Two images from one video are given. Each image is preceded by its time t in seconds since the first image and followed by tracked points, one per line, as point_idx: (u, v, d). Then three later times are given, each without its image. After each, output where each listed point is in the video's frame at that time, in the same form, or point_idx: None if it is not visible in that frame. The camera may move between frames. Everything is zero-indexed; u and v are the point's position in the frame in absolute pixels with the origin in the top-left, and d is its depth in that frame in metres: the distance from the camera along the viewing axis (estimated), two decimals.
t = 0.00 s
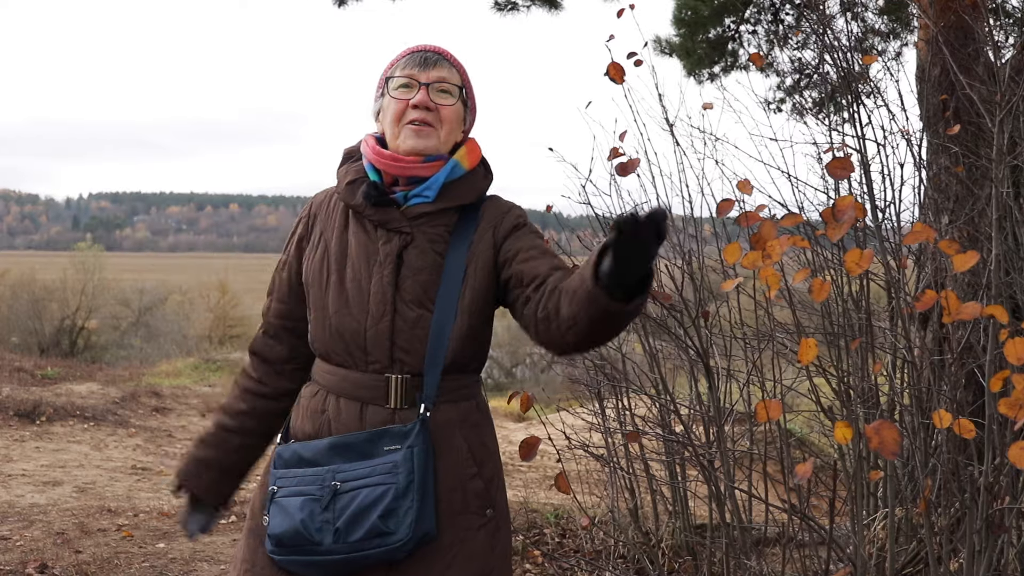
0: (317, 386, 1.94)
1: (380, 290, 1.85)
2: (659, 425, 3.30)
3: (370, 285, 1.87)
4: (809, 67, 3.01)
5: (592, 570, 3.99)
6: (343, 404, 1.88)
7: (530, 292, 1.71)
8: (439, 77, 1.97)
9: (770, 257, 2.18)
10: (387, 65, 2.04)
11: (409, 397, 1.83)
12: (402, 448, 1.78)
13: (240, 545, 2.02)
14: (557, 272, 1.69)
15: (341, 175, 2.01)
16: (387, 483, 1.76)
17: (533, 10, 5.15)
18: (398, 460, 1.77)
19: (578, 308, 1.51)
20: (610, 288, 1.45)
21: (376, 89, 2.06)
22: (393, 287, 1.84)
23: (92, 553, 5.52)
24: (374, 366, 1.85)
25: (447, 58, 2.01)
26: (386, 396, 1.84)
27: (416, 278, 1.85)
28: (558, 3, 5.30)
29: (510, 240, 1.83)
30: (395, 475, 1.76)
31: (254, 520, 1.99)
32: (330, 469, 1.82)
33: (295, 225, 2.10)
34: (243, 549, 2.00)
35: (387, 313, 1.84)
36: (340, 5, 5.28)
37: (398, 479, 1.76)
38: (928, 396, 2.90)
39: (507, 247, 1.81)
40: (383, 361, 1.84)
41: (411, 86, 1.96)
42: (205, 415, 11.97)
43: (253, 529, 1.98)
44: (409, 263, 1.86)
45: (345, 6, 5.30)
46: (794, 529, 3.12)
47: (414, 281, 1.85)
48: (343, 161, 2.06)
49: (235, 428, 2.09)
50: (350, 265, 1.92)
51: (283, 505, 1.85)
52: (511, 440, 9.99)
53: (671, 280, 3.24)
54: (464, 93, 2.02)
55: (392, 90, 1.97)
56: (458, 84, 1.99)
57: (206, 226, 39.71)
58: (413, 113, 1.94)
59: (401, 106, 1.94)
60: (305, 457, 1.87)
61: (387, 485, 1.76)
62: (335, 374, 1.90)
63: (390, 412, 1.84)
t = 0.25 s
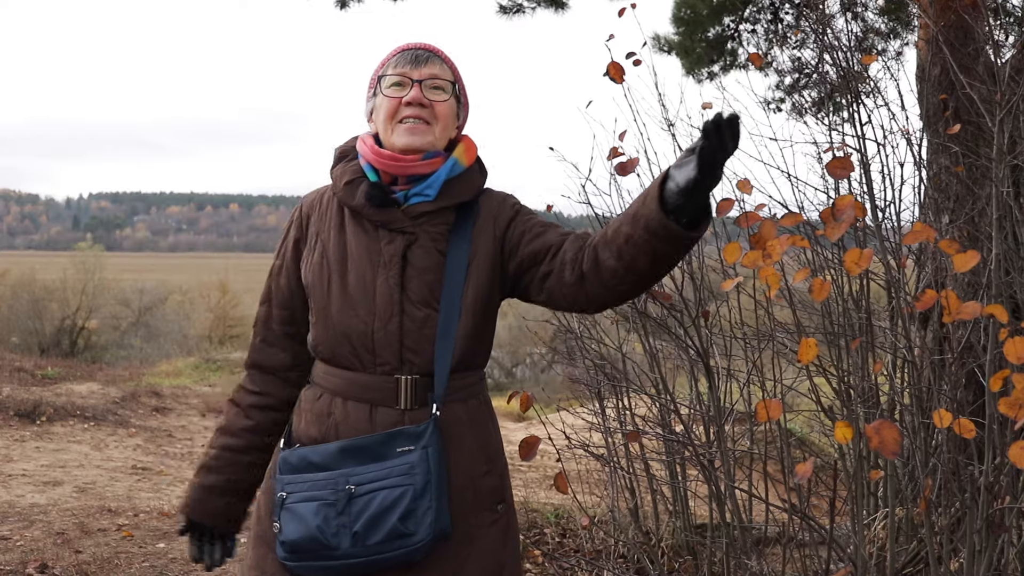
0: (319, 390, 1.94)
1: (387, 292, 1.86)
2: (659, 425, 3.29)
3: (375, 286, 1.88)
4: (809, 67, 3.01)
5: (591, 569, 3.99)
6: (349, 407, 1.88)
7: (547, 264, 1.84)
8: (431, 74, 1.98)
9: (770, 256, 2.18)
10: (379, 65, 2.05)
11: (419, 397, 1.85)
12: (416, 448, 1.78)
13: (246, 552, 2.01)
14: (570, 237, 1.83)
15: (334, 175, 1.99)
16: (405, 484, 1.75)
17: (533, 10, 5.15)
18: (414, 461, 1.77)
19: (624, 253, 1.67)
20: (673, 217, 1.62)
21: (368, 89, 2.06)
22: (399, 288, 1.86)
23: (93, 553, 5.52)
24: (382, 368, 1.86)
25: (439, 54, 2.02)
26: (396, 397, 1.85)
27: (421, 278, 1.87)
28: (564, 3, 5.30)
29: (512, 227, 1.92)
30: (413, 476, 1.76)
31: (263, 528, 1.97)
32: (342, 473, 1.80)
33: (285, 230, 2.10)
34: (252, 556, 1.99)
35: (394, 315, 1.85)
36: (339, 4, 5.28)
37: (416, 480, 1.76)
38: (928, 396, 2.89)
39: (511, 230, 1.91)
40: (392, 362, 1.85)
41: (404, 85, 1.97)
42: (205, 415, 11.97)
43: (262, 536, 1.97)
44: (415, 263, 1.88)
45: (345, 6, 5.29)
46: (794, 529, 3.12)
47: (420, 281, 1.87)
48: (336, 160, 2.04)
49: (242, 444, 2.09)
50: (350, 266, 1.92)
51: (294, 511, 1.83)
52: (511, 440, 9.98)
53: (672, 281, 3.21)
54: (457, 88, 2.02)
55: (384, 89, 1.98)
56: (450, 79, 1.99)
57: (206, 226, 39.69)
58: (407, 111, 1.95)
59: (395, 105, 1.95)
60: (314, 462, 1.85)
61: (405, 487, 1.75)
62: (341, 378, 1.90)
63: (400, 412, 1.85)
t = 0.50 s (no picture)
0: (322, 392, 1.93)
1: (395, 292, 1.87)
2: (660, 425, 3.29)
3: (383, 286, 1.88)
4: (809, 66, 3.00)
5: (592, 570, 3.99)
6: (356, 408, 1.88)
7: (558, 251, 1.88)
8: (428, 74, 1.98)
9: (771, 256, 2.18)
10: (376, 65, 2.05)
11: (429, 397, 1.86)
12: (429, 448, 1.79)
13: (251, 555, 1.99)
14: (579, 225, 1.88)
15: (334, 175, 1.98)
16: (420, 484, 1.77)
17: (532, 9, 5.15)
18: (427, 461, 1.78)
19: (647, 236, 1.71)
20: (703, 190, 1.66)
21: (366, 90, 2.06)
22: (408, 288, 1.87)
23: (93, 553, 5.51)
24: (391, 368, 1.86)
25: (436, 54, 2.02)
26: (405, 398, 1.86)
27: (429, 279, 1.88)
28: (567, 2, 5.29)
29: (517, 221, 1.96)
30: (428, 476, 1.77)
31: (269, 531, 1.96)
32: (354, 475, 1.80)
33: (277, 227, 2.09)
34: (257, 558, 1.97)
35: (403, 315, 1.86)
36: (339, 3, 5.28)
37: (431, 480, 1.77)
38: (929, 396, 2.88)
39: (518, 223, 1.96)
40: (401, 363, 1.86)
41: (402, 86, 1.97)
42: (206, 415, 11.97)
43: (268, 539, 1.96)
44: (423, 264, 1.88)
45: (344, 5, 5.29)
46: (795, 529, 3.12)
47: (428, 281, 1.88)
48: (336, 160, 2.04)
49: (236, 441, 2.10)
50: (355, 267, 1.92)
51: (305, 515, 1.82)
52: (512, 439, 9.98)
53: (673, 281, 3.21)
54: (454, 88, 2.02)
55: (382, 89, 1.98)
56: (448, 79, 1.99)
57: (207, 226, 39.69)
58: (405, 112, 1.95)
59: (392, 106, 1.95)
60: (323, 465, 1.84)
61: (420, 487, 1.76)
62: (347, 379, 1.90)
63: (410, 413, 1.86)
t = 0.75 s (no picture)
0: (328, 393, 1.93)
1: (406, 293, 1.88)
2: (662, 426, 3.29)
3: (394, 287, 1.89)
4: (809, 66, 3.00)
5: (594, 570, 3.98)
6: (365, 409, 1.88)
7: (562, 245, 1.92)
8: (443, 73, 1.99)
9: (774, 257, 2.19)
10: (384, 65, 2.04)
11: (438, 397, 1.88)
12: (438, 447, 1.80)
13: (256, 558, 1.98)
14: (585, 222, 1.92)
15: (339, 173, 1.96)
16: (432, 483, 1.78)
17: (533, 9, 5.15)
18: (438, 460, 1.80)
19: (662, 228, 1.74)
20: (723, 175, 1.70)
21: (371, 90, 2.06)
22: (419, 288, 1.88)
23: (96, 554, 5.51)
24: (401, 369, 1.87)
25: (447, 54, 2.03)
26: (414, 398, 1.87)
27: (439, 279, 1.89)
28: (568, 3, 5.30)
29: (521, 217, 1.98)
30: (439, 475, 1.79)
31: (275, 534, 1.96)
32: (364, 477, 1.80)
33: (275, 226, 2.07)
34: (263, 560, 1.97)
35: (414, 316, 1.87)
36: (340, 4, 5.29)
37: (443, 479, 1.79)
38: (931, 396, 2.88)
39: (522, 218, 1.98)
40: (411, 363, 1.87)
41: (419, 86, 1.97)
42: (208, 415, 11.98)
43: (274, 542, 1.96)
44: (433, 263, 1.90)
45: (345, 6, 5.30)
46: (797, 529, 3.11)
47: (438, 281, 1.89)
48: (339, 159, 2.00)
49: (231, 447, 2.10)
50: (364, 267, 1.91)
51: (315, 519, 1.81)
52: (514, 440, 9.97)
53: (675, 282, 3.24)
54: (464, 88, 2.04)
55: (398, 87, 1.98)
56: (461, 78, 2.01)
57: (208, 227, 39.72)
58: (423, 112, 1.95)
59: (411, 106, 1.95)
60: (331, 466, 1.84)
61: (433, 486, 1.78)
62: (355, 380, 1.90)
63: (419, 413, 1.87)
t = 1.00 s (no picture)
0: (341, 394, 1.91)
1: (426, 294, 1.90)
2: (667, 426, 3.29)
3: (413, 288, 1.90)
4: (812, 67, 3.00)
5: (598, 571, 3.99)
6: (382, 409, 1.89)
7: (536, 283, 1.95)
8: (453, 76, 1.98)
9: (777, 257, 2.19)
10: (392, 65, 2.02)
11: (456, 396, 1.91)
12: (462, 447, 1.86)
13: (268, 562, 1.96)
14: (563, 274, 1.93)
15: (352, 173, 1.93)
16: (460, 483, 1.83)
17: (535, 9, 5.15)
18: (463, 459, 1.85)
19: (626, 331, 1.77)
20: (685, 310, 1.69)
21: (380, 90, 2.04)
22: (439, 290, 1.90)
23: (100, 554, 5.52)
24: (420, 369, 1.89)
25: (455, 55, 2.02)
26: (432, 399, 1.89)
27: (457, 280, 1.92)
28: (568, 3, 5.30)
29: (516, 240, 1.99)
30: (465, 474, 1.84)
31: (289, 537, 1.94)
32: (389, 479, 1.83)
33: (278, 225, 1.99)
34: (276, 563, 1.95)
35: (434, 317, 1.89)
36: (342, 4, 5.29)
37: (469, 477, 1.84)
38: (935, 396, 2.88)
39: (518, 239, 1.99)
40: (431, 364, 1.89)
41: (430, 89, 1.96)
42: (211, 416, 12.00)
43: (289, 545, 1.93)
44: (450, 264, 1.92)
45: (347, 6, 5.31)
46: (801, 529, 3.11)
47: (456, 282, 1.92)
48: (349, 159, 1.97)
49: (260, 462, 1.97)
50: (379, 266, 1.91)
51: (341, 522, 1.82)
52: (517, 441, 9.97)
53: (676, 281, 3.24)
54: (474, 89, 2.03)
55: (409, 91, 1.96)
56: (470, 80, 2.00)
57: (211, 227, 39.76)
58: (435, 115, 1.94)
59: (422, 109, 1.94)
60: (352, 469, 1.85)
61: (461, 485, 1.83)
62: (370, 380, 1.89)
63: (437, 414, 1.90)
